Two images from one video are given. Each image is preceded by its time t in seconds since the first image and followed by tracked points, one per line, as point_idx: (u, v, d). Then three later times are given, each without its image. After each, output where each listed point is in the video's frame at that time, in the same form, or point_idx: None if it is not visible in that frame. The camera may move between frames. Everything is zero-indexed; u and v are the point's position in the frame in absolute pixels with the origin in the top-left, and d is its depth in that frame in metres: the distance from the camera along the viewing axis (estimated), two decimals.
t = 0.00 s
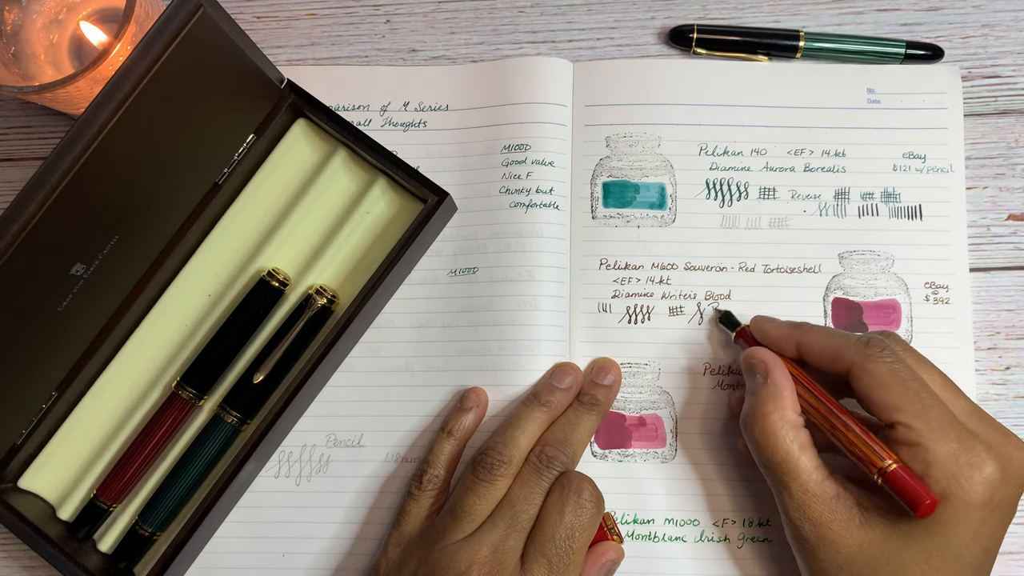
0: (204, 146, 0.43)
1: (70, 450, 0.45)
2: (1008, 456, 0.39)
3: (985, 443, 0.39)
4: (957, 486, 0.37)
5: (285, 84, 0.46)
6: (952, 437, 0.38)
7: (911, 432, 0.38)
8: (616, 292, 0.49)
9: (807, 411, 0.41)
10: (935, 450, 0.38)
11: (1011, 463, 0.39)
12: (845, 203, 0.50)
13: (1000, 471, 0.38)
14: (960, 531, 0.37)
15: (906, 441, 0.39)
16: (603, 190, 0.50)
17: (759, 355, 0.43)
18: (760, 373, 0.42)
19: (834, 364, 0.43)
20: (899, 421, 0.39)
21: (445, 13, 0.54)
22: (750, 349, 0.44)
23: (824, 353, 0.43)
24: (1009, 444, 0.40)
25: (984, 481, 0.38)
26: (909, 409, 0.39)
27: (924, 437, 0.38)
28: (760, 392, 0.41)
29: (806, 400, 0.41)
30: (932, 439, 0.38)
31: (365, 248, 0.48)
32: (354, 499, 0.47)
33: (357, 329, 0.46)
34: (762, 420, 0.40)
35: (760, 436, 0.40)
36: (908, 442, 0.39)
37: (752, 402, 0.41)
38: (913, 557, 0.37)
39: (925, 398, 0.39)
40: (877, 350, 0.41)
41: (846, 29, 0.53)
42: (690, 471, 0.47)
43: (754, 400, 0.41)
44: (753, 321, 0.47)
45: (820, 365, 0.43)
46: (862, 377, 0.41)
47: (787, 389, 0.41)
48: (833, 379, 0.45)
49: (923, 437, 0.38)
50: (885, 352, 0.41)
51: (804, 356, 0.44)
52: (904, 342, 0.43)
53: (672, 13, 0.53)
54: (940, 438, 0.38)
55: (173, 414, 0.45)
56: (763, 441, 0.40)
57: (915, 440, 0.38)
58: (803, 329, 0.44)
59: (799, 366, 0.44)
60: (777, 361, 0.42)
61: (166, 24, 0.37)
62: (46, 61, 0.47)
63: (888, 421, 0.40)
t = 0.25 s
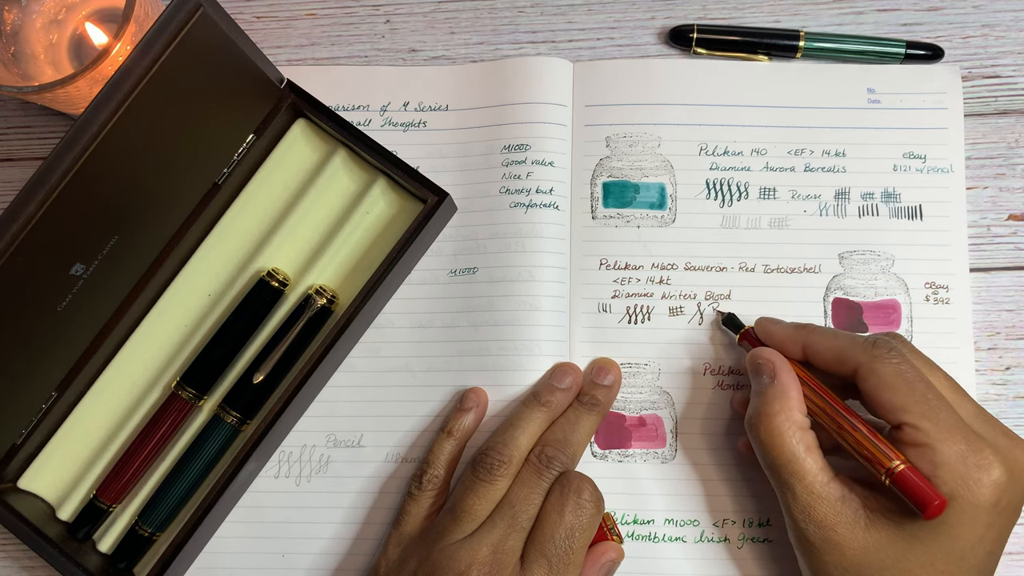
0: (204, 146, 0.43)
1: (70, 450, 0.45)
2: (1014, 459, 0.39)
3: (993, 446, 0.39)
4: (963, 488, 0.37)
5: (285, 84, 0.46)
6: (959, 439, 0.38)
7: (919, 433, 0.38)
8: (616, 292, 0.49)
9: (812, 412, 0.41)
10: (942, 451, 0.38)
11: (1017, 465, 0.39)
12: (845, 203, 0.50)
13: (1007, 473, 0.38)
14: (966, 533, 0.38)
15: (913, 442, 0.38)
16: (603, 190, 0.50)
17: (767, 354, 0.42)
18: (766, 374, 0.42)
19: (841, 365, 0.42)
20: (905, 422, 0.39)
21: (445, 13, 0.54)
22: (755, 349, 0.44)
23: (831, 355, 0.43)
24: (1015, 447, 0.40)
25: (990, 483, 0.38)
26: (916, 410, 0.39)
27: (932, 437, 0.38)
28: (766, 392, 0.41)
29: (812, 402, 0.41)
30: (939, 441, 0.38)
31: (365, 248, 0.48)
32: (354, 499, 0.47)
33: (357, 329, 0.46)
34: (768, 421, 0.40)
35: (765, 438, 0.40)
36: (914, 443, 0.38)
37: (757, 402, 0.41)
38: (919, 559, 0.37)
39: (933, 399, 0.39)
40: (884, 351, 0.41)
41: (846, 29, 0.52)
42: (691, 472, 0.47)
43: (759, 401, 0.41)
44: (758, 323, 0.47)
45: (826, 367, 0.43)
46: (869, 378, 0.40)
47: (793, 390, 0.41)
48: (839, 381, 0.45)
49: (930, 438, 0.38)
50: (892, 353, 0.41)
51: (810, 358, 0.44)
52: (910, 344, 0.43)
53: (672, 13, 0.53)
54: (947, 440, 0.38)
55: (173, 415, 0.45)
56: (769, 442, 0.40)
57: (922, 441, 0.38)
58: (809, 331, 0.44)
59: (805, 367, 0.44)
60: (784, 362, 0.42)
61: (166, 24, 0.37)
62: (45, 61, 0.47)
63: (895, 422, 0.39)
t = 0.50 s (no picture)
0: (204, 146, 0.43)
1: (70, 450, 0.45)
2: (1011, 459, 0.39)
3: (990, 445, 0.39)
4: (961, 486, 0.37)
5: (285, 84, 0.46)
6: (957, 438, 0.38)
7: (917, 432, 0.38)
8: (616, 292, 0.49)
9: (812, 411, 0.41)
10: (940, 450, 0.38)
11: (1015, 465, 0.39)
12: (845, 203, 0.50)
13: (1005, 472, 0.38)
14: (965, 532, 0.38)
15: (910, 441, 0.38)
16: (603, 190, 0.50)
17: (767, 352, 0.43)
18: (766, 372, 0.42)
19: (840, 363, 0.42)
20: (903, 420, 0.39)
21: (445, 13, 0.54)
22: (757, 347, 0.44)
23: (830, 353, 0.43)
24: (1014, 446, 0.39)
25: (988, 482, 0.38)
26: (914, 409, 0.39)
27: (930, 436, 0.38)
28: (766, 390, 0.41)
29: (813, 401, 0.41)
30: (937, 439, 0.38)
31: (365, 248, 0.48)
32: (354, 499, 0.47)
33: (357, 329, 0.46)
34: (768, 419, 0.40)
35: (766, 435, 0.40)
36: (912, 442, 0.38)
37: (758, 400, 0.41)
38: (919, 558, 0.37)
39: (931, 398, 0.39)
40: (883, 349, 0.41)
41: (846, 29, 0.52)
42: (691, 471, 0.47)
43: (760, 399, 0.41)
44: (759, 321, 0.47)
45: (825, 366, 0.43)
46: (868, 377, 0.40)
47: (794, 389, 0.41)
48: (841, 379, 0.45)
49: (928, 437, 0.38)
50: (891, 352, 0.41)
51: (810, 357, 0.44)
52: (910, 343, 0.43)
53: (672, 13, 0.53)
54: (945, 438, 0.38)
55: (173, 415, 0.45)
56: (769, 440, 0.40)
57: (919, 440, 0.38)
58: (809, 329, 0.44)
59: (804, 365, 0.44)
60: (783, 360, 0.42)
61: (166, 24, 0.37)
62: (46, 61, 0.47)
63: (893, 421, 0.39)
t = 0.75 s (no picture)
0: (204, 146, 0.43)
1: (70, 450, 0.45)
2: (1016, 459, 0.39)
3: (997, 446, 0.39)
4: (967, 486, 0.37)
5: (285, 84, 0.46)
6: (963, 438, 0.38)
7: (923, 431, 0.38)
8: (616, 292, 0.49)
9: (817, 411, 0.41)
10: (946, 450, 0.38)
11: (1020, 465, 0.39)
12: (844, 203, 0.50)
13: (1010, 472, 0.38)
14: (969, 533, 0.38)
15: (917, 441, 0.38)
16: (603, 190, 0.50)
17: (773, 353, 0.42)
18: (773, 372, 0.41)
19: (847, 363, 0.42)
20: (910, 420, 0.39)
21: (445, 13, 0.54)
22: (762, 348, 0.44)
23: (837, 352, 0.43)
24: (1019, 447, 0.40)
25: (994, 482, 0.38)
26: (920, 408, 0.39)
27: (936, 436, 0.38)
28: (771, 390, 0.41)
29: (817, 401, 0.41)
30: (942, 439, 0.38)
31: (365, 248, 0.48)
32: (354, 499, 0.47)
33: (357, 329, 0.46)
34: (773, 418, 0.40)
35: (770, 435, 0.40)
36: (918, 442, 0.38)
37: (763, 400, 0.41)
38: (922, 558, 0.37)
39: (937, 398, 0.39)
40: (889, 348, 0.41)
41: (846, 29, 0.53)
42: (690, 471, 0.47)
43: (765, 398, 0.41)
44: (763, 323, 0.47)
45: (832, 366, 0.43)
46: (875, 376, 0.40)
47: (800, 389, 0.41)
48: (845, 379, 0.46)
49: (934, 437, 0.38)
50: (897, 350, 0.41)
51: (816, 358, 0.44)
52: (916, 343, 0.43)
53: (672, 13, 0.53)
54: (951, 438, 0.38)
55: (173, 414, 0.45)
56: (773, 439, 0.40)
57: (925, 440, 0.38)
58: (814, 330, 0.44)
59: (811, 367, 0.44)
60: (792, 363, 0.42)
61: (166, 24, 0.37)
62: (46, 61, 0.47)
63: (899, 420, 0.39)
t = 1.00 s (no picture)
0: (205, 145, 0.43)
1: (70, 450, 0.45)
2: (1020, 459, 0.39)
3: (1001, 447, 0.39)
4: (971, 486, 0.37)
5: (285, 84, 0.46)
6: (967, 437, 0.38)
7: (928, 430, 0.38)
8: (616, 292, 0.49)
9: (820, 409, 0.42)
10: (950, 449, 0.38)
11: None
12: (844, 203, 0.50)
13: (1014, 473, 0.38)
14: (973, 533, 0.38)
15: (921, 440, 0.38)
16: (603, 190, 0.50)
17: (778, 350, 0.42)
18: (777, 370, 0.42)
19: (852, 362, 0.42)
20: (914, 419, 0.39)
21: (445, 13, 0.54)
22: (766, 346, 0.44)
23: (841, 351, 0.43)
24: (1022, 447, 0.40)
25: (998, 482, 0.37)
26: (925, 407, 0.39)
27: (940, 435, 0.38)
28: (776, 387, 0.41)
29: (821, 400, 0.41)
30: (947, 438, 0.38)
31: (365, 248, 0.48)
32: (354, 499, 0.47)
33: (357, 329, 0.46)
34: (778, 416, 0.40)
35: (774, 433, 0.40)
36: (922, 441, 0.38)
37: (767, 398, 0.41)
38: (925, 557, 0.37)
39: (941, 398, 0.39)
40: (894, 348, 0.41)
41: (845, 29, 0.53)
42: (691, 471, 0.47)
43: (769, 396, 0.41)
44: (768, 321, 0.47)
45: (837, 365, 0.43)
46: (879, 375, 0.40)
47: (804, 387, 0.41)
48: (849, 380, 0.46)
49: (938, 436, 0.38)
50: (902, 350, 0.41)
51: (821, 357, 0.44)
52: (921, 344, 0.43)
53: (672, 13, 0.53)
54: (956, 437, 0.38)
55: (173, 415, 0.45)
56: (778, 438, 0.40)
57: (930, 439, 0.38)
58: (820, 328, 0.44)
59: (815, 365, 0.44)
60: (796, 360, 0.42)
61: (166, 24, 0.37)
62: (46, 61, 0.47)
63: (904, 419, 0.39)
